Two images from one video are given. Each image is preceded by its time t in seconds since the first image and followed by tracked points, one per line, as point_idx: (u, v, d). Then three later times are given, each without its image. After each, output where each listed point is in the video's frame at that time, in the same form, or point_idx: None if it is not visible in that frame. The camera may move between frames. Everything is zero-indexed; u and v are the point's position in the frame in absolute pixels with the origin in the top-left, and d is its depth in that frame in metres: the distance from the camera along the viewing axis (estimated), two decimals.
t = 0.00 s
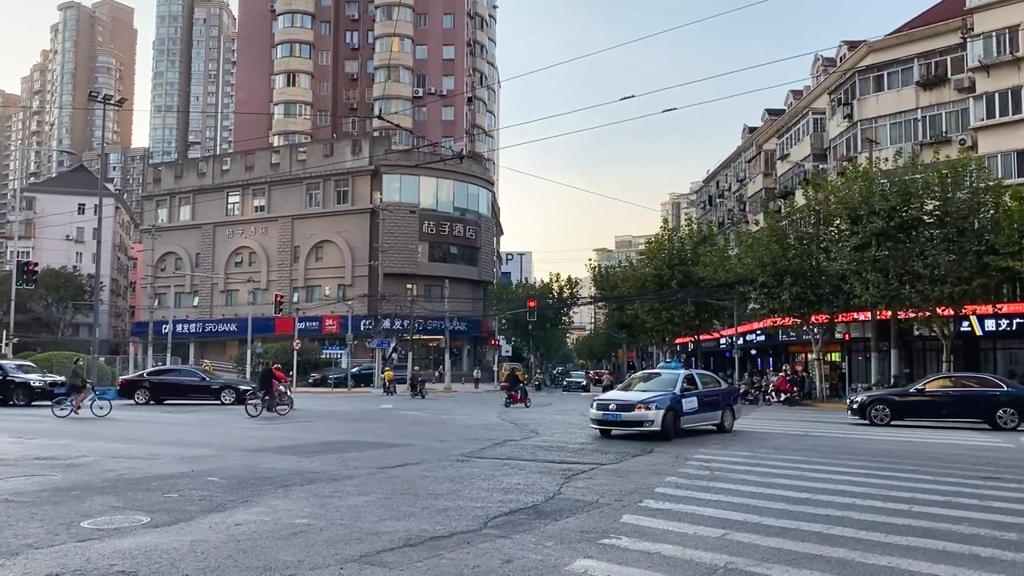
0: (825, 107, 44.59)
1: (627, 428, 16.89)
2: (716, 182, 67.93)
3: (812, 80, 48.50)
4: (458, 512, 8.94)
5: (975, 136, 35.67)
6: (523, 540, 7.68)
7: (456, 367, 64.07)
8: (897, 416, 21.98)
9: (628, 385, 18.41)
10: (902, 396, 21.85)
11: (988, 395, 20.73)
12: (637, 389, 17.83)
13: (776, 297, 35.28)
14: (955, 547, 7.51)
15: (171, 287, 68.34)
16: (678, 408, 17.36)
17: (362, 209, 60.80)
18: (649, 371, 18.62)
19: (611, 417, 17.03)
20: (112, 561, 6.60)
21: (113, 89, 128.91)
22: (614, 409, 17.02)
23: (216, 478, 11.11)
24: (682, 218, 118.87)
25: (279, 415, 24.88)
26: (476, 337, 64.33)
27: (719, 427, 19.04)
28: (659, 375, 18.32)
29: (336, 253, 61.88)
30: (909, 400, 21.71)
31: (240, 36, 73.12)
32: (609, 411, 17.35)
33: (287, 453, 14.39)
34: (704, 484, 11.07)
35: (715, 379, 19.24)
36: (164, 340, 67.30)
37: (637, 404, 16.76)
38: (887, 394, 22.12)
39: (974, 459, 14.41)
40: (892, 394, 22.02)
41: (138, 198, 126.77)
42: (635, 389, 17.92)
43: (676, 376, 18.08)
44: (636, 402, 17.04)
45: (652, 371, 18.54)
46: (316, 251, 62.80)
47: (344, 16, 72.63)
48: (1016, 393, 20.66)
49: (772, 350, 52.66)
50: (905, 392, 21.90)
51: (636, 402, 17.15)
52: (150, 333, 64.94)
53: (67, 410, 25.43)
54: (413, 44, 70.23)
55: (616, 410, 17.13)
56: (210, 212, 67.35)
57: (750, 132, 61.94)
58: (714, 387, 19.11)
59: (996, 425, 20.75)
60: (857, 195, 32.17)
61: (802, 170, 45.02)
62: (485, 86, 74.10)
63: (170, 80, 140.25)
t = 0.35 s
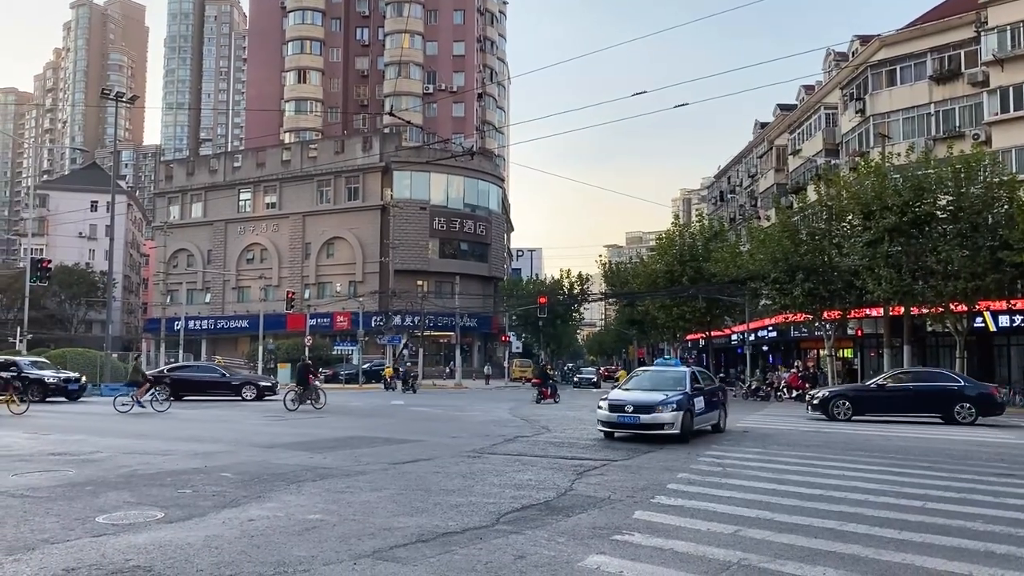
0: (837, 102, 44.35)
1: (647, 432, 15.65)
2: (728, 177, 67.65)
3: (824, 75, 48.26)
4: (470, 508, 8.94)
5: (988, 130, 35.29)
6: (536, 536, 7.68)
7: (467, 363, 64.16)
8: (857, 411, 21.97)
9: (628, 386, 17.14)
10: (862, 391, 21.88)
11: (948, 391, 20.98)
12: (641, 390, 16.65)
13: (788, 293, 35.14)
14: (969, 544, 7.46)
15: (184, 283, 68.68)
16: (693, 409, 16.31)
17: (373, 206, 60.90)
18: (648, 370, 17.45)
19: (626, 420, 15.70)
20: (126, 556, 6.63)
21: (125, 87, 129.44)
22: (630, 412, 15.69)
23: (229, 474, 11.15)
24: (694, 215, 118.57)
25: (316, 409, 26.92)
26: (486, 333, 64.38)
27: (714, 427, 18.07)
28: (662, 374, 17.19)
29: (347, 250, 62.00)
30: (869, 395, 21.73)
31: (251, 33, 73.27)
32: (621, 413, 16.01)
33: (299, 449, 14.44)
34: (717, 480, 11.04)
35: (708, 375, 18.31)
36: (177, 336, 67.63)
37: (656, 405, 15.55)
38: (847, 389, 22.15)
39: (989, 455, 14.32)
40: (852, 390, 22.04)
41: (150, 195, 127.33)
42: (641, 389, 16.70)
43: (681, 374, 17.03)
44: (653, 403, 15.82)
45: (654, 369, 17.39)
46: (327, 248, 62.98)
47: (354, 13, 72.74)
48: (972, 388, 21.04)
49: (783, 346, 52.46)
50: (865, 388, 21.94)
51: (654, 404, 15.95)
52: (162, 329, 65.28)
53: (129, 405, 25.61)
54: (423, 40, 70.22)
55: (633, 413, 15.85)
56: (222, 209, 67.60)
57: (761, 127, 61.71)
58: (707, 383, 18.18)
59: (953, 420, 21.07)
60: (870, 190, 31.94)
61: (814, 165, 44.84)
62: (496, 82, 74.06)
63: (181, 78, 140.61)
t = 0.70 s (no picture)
0: (854, 97, 44.00)
1: (688, 435, 14.20)
2: (744, 172, 67.30)
3: (842, 69, 47.91)
4: (488, 504, 8.94)
5: (1009, 124, 35.09)
6: (554, 532, 7.68)
7: (482, 359, 64.27)
8: (828, 406, 21.96)
9: (646, 384, 15.61)
10: (832, 387, 21.95)
11: (918, 386, 21.11)
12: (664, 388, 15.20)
13: (805, 289, 34.92)
14: (989, 542, 7.39)
15: (202, 280, 69.19)
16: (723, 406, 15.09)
17: (388, 203, 60.97)
18: (664, 366, 16.02)
19: (669, 421, 14.14)
20: (147, 551, 6.69)
21: (143, 85, 130.31)
22: (672, 412, 14.15)
23: (248, 470, 11.22)
24: (710, 210, 118.18)
25: (348, 403, 28.97)
26: (502, 330, 64.42)
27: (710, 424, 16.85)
28: (682, 371, 15.82)
29: (363, 247, 62.16)
30: (839, 390, 21.81)
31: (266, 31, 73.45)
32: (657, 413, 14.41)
33: (317, 444, 14.50)
34: (734, 476, 10.99)
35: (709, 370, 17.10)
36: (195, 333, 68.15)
37: (703, 405, 14.17)
38: (818, 385, 22.21)
39: (1010, 452, 14.19)
40: (823, 385, 22.11)
41: (168, 192, 128.24)
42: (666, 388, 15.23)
43: (705, 372, 15.75)
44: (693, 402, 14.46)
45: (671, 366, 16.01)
46: (343, 244, 63.15)
47: (369, 10, 72.84)
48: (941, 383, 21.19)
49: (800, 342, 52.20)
50: (836, 382, 22.03)
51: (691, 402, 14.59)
52: (180, 326, 65.75)
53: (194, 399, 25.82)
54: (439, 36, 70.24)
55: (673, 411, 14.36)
56: (239, 207, 68.01)
57: (778, 122, 61.37)
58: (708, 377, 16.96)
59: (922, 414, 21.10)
60: (888, 185, 31.66)
61: (831, 160, 44.54)
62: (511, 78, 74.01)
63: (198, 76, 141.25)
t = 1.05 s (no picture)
0: (879, 90, 43.53)
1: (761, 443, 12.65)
2: (767, 167, 66.82)
3: (866, 62, 47.43)
4: (510, 500, 8.96)
5: None
6: (576, 528, 7.67)
7: (503, 356, 64.33)
8: (804, 403, 21.64)
9: (691, 388, 13.95)
10: (812, 384, 21.57)
11: (894, 382, 21.34)
12: (719, 390, 13.58)
13: (829, 284, 34.69)
14: (1017, 541, 7.29)
15: (226, 277, 69.66)
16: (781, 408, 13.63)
17: (410, 200, 61.16)
18: (704, 367, 14.42)
19: (743, 428, 12.54)
20: (173, 545, 6.76)
21: (167, 84, 131.44)
22: (746, 418, 12.58)
23: (272, 465, 11.32)
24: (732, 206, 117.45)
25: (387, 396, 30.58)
26: (523, 326, 64.46)
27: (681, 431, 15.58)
28: (725, 370, 14.29)
29: (385, 244, 62.41)
30: (817, 386, 21.55)
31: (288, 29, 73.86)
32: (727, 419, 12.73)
33: (340, 440, 14.59)
34: (758, 474, 10.93)
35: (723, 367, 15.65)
36: (219, 329, 68.76)
37: (776, 409, 12.73)
38: (796, 381, 21.69)
39: None
40: (801, 381, 21.63)
41: (191, 190, 129.31)
42: (716, 390, 13.66)
43: (752, 370, 14.29)
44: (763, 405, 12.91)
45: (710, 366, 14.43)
46: (365, 241, 63.46)
47: (390, 7, 72.99)
48: (916, 380, 21.43)
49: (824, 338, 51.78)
50: (812, 378, 21.69)
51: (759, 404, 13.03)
52: (205, 322, 66.31)
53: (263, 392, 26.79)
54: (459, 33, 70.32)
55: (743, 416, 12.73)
56: (262, 204, 68.40)
57: (801, 116, 60.84)
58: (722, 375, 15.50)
59: (897, 410, 21.34)
60: (914, 179, 31.39)
61: (856, 154, 44.17)
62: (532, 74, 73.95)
63: (221, 74, 142.20)
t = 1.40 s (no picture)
0: (910, 83, 42.92)
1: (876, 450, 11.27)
2: (796, 162, 66.20)
3: (897, 55, 46.83)
4: (539, 496, 8.97)
5: None
6: (606, 524, 7.67)
7: (530, 352, 64.47)
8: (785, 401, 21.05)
9: (772, 389, 12.49)
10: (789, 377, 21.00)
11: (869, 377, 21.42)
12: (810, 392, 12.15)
13: (861, 280, 34.31)
14: None
15: (255, 275, 70.22)
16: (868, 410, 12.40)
17: (437, 197, 61.35)
18: (778, 366, 13.01)
19: (862, 434, 11.10)
20: (207, 539, 6.85)
21: (197, 84, 132.81)
22: (862, 423, 11.15)
23: (303, 460, 11.43)
24: (761, 200, 116.44)
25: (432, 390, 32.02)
26: (550, 322, 64.44)
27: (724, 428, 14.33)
28: (800, 369, 12.95)
29: (412, 241, 62.66)
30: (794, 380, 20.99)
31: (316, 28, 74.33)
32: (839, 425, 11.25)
33: (369, 436, 14.67)
34: (789, 471, 10.83)
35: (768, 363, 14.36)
36: (249, 326, 69.52)
37: (889, 411, 11.42)
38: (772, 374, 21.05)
39: None
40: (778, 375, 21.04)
41: (222, 188, 130.74)
42: (803, 392, 12.28)
43: (827, 370, 13.04)
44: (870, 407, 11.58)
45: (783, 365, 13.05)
46: (392, 238, 63.71)
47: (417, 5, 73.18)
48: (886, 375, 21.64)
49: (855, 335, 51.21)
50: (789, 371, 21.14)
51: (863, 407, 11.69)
52: (236, 319, 67.01)
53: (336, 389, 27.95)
54: (486, 30, 70.35)
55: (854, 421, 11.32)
56: (291, 202, 68.93)
57: (831, 110, 60.15)
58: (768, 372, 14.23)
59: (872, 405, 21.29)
60: (947, 172, 30.97)
61: (887, 148, 43.59)
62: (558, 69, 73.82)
63: (250, 73, 143.44)
